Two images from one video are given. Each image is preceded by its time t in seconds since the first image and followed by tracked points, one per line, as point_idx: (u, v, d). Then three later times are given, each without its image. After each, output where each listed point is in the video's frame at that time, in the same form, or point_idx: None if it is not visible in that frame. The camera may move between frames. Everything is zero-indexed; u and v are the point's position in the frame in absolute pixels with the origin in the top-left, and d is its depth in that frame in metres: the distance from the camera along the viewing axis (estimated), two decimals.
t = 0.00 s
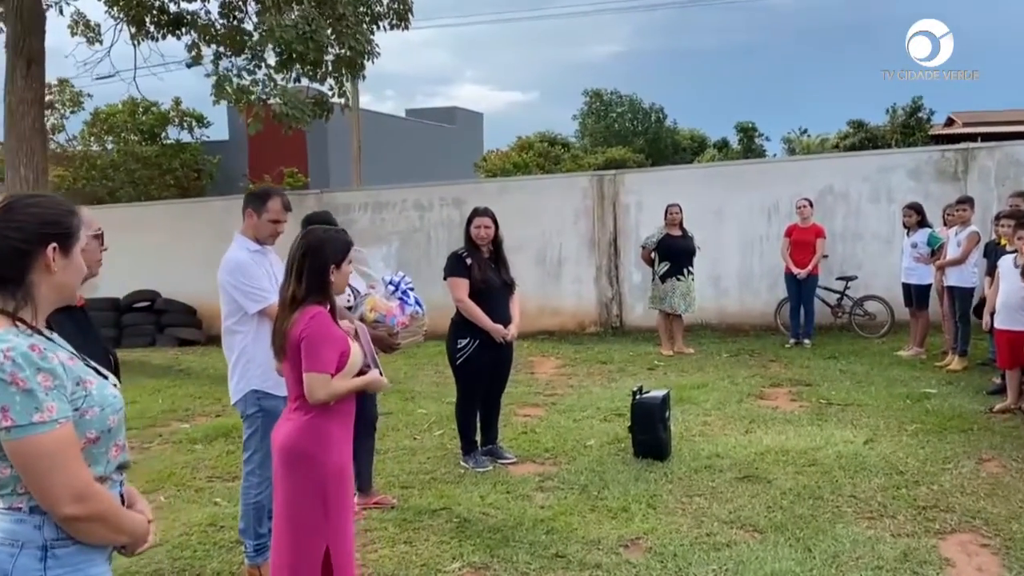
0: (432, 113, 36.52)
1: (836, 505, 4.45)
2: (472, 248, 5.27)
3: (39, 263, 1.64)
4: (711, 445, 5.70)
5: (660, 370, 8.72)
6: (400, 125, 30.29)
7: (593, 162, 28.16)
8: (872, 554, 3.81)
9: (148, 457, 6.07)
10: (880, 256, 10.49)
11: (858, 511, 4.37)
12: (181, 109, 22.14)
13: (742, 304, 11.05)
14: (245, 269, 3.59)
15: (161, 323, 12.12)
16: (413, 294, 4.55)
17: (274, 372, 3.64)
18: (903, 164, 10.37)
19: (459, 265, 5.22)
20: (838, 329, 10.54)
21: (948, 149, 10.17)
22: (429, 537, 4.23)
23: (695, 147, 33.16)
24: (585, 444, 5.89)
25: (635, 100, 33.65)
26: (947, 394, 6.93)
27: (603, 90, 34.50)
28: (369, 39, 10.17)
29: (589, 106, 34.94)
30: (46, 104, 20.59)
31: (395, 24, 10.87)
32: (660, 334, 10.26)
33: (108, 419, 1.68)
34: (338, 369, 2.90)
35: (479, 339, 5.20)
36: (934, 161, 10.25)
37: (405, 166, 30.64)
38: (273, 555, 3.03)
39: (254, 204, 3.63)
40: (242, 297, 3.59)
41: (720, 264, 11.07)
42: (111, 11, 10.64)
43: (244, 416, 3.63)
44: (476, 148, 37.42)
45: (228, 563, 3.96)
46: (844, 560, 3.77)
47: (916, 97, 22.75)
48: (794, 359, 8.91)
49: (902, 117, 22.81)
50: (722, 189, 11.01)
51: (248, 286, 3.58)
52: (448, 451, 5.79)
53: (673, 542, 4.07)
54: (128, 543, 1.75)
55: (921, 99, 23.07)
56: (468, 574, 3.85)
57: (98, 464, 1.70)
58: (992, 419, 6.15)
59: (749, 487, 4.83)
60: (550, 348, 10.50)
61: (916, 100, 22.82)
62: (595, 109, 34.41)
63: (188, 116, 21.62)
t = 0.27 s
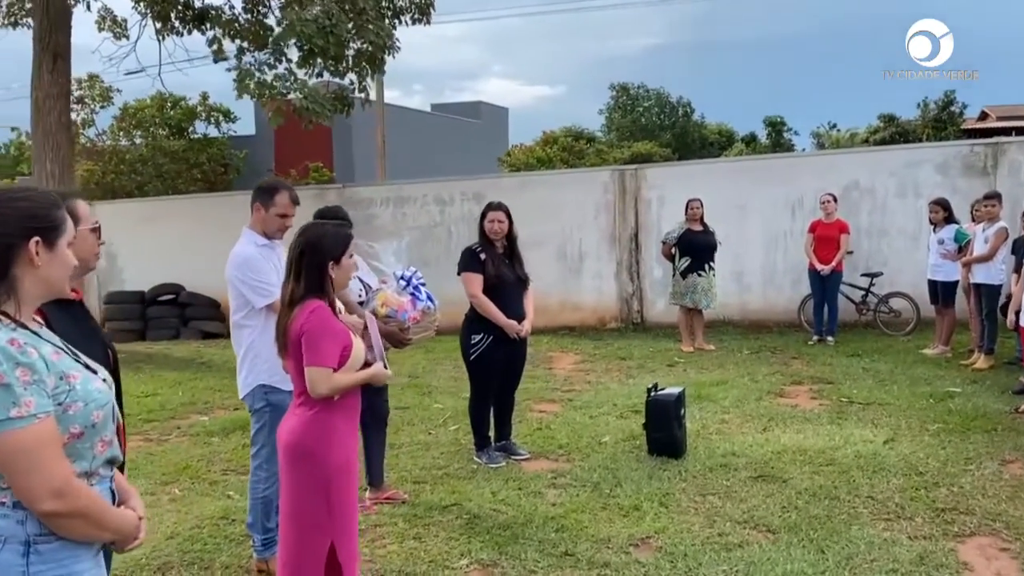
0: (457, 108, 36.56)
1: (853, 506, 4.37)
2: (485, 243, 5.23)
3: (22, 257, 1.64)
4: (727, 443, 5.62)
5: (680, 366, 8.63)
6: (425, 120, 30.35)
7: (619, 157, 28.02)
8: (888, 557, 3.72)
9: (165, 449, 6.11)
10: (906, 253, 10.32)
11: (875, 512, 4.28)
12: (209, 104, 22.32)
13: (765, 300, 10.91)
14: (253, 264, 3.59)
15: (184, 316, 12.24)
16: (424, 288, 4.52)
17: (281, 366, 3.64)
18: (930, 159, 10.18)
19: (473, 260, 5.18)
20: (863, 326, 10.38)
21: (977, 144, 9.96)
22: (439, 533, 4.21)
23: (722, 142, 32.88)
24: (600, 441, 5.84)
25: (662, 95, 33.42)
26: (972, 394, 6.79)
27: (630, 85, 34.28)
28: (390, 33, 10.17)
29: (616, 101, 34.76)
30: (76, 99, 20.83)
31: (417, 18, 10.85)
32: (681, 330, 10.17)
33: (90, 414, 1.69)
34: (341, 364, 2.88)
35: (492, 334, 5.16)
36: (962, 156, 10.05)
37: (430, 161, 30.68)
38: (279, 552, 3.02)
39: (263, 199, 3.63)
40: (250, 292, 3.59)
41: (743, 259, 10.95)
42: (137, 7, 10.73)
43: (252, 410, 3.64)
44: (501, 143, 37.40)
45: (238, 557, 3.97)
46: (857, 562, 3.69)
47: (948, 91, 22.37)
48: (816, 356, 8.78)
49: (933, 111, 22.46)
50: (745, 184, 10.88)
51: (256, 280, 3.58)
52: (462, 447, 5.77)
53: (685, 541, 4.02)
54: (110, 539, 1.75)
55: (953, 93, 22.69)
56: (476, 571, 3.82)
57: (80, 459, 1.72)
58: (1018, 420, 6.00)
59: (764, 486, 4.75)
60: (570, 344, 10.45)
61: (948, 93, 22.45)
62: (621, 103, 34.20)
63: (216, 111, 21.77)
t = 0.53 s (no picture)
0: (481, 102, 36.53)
1: (862, 507, 4.30)
2: (494, 238, 5.21)
3: None
4: (738, 441, 5.56)
5: (696, 363, 8.57)
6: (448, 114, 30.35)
7: (643, 152, 27.85)
8: (894, 558, 3.66)
9: (178, 441, 6.16)
10: (929, 249, 10.16)
11: (884, 513, 4.21)
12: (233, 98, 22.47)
13: (785, 296, 10.79)
14: (256, 258, 3.60)
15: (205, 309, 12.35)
16: (430, 283, 4.51)
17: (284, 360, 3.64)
18: (954, 154, 10.00)
19: (482, 255, 5.16)
20: (883, 323, 10.25)
21: (1003, 139, 9.76)
22: (442, 528, 4.21)
23: (748, 136, 32.56)
24: (610, 437, 5.81)
25: (688, 89, 33.14)
26: (991, 393, 6.67)
27: (655, 78, 34.02)
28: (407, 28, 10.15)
29: (641, 95, 34.55)
30: (102, 93, 21.05)
31: (435, 13, 10.83)
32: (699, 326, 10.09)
33: (64, 407, 1.72)
34: (336, 356, 2.88)
35: (500, 330, 5.14)
36: (987, 151, 9.85)
37: (452, 155, 30.70)
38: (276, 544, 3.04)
39: (264, 193, 3.63)
40: (253, 285, 3.60)
41: (763, 255, 10.84)
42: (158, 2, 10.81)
43: (254, 403, 3.65)
44: (525, 137, 37.33)
45: (242, 549, 3.99)
46: (863, 564, 3.64)
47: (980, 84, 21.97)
48: (834, 354, 8.67)
49: (964, 106, 22.08)
50: (765, 179, 10.76)
51: (258, 274, 3.59)
52: (471, 442, 5.76)
53: (689, 540, 3.99)
54: (86, 532, 1.78)
55: (986, 86, 22.28)
56: (477, 567, 3.82)
57: (56, 452, 1.75)
58: None
59: (772, 485, 4.69)
60: (586, 340, 10.41)
61: (980, 87, 22.04)
62: (647, 97, 33.97)
63: (240, 105, 21.89)
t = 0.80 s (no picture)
0: (510, 96, 36.50)
1: (869, 509, 4.23)
2: (503, 233, 5.19)
3: None
4: (750, 439, 5.50)
5: (714, 360, 8.49)
6: (476, 109, 30.35)
7: (673, 147, 27.64)
8: (898, 562, 3.59)
9: (192, 432, 6.24)
10: (955, 247, 9.96)
11: (891, 515, 4.14)
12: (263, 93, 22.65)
13: (808, 294, 10.61)
14: (259, 252, 3.63)
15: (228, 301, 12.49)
16: (435, 280, 4.52)
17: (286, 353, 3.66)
18: (983, 151, 9.80)
19: (490, 250, 5.15)
20: (908, 322, 10.09)
21: None
22: (444, 523, 4.22)
23: (781, 131, 32.16)
24: (620, 435, 5.78)
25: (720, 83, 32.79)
26: (1014, 395, 6.53)
27: (686, 72, 33.60)
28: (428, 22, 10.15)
29: (672, 89, 34.27)
30: (134, 87, 21.35)
31: (457, 7, 10.81)
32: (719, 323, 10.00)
33: (36, 399, 1.75)
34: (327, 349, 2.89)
35: (508, 325, 5.13)
36: (1017, 147, 9.64)
37: (480, 149, 30.72)
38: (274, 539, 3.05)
39: (267, 187, 3.66)
40: (256, 279, 3.63)
41: (786, 252, 10.69)
42: None
43: (256, 396, 3.67)
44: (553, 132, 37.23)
45: (244, 540, 4.03)
46: (866, 567, 3.58)
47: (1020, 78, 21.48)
48: (855, 352, 8.55)
49: (1004, 100, 21.60)
50: (788, 174, 10.61)
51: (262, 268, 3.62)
52: (480, 437, 5.76)
53: (690, 539, 3.95)
54: (57, 521, 1.82)
55: None
56: (475, 563, 3.82)
57: (28, 442, 1.79)
58: None
59: (780, 485, 4.63)
60: (605, 336, 10.38)
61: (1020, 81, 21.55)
62: (678, 91, 33.60)
63: (269, 99, 22.08)
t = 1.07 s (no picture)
0: (540, 92, 36.44)
1: (882, 510, 4.19)
2: (521, 230, 5.21)
3: None
4: (767, 438, 5.46)
5: (736, 358, 8.43)
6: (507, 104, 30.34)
7: (705, 142, 27.40)
8: (907, 564, 3.57)
9: (214, 423, 6.35)
10: (986, 246, 9.79)
11: (904, 517, 4.10)
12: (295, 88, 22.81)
13: (834, 293, 10.49)
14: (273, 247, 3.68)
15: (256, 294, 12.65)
16: (448, 276, 4.56)
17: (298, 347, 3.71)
18: (1017, 148, 9.61)
19: (507, 246, 5.18)
20: (936, 322, 9.94)
21: None
22: (455, 517, 4.25)
23: (816, 127, 31.73)
24: (636, 432, 5.78)
25: (754, 78, 32.39)
26: None
27: (720, 68, 33.25)
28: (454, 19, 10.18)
29: (705, 84, 33.96)
30: (169, 82, 21.65)
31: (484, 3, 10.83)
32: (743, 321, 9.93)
33: (36, 388, 1.84)
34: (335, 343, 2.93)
35: (523, 321, 5.15)
36: None
37: (510, 144, 30.72)
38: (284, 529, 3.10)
39: (282, 183, 3.71)
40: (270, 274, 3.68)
41: (813, 250, 10.57)
42: None
43: (269, 388, 3.72)
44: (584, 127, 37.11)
45: (258, 530, 4.10)
46: (874, 568, 3.56)
47: None
48: (880, 352, 8.45)
49: None
50: (816, 171, 10.48)
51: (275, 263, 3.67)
52: (496, 432, 5.79)
53: (699, 538, 3.94)
54: (58, 508, 1.91)
55: None
56: (483, 557, 3.84)
57: (29, 430, 1.88)
58: None
59: (793, 485, 4.60)
60: (628, 333, 10.35)
61: None
62: (712, 87, 33.25)
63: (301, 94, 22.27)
